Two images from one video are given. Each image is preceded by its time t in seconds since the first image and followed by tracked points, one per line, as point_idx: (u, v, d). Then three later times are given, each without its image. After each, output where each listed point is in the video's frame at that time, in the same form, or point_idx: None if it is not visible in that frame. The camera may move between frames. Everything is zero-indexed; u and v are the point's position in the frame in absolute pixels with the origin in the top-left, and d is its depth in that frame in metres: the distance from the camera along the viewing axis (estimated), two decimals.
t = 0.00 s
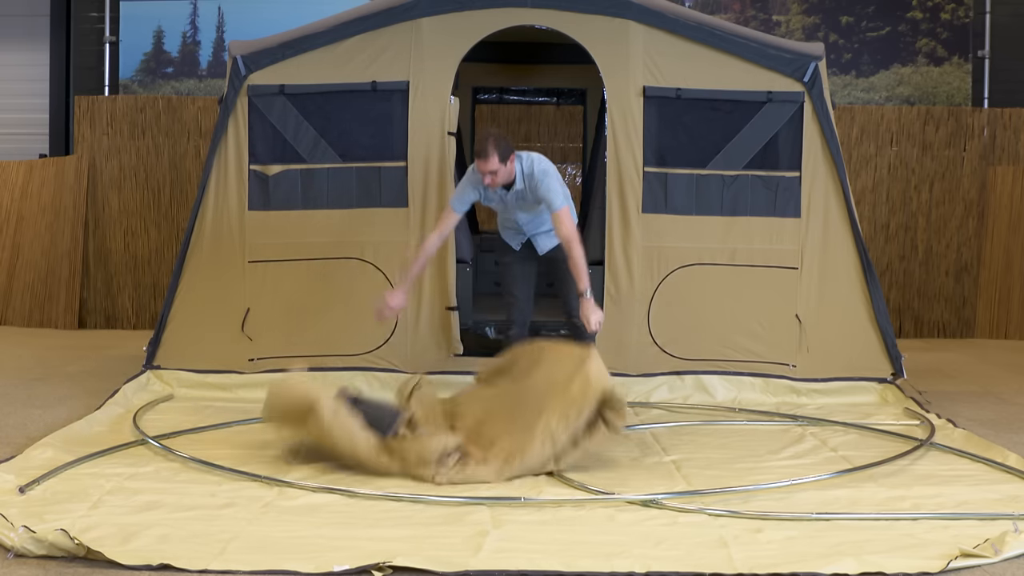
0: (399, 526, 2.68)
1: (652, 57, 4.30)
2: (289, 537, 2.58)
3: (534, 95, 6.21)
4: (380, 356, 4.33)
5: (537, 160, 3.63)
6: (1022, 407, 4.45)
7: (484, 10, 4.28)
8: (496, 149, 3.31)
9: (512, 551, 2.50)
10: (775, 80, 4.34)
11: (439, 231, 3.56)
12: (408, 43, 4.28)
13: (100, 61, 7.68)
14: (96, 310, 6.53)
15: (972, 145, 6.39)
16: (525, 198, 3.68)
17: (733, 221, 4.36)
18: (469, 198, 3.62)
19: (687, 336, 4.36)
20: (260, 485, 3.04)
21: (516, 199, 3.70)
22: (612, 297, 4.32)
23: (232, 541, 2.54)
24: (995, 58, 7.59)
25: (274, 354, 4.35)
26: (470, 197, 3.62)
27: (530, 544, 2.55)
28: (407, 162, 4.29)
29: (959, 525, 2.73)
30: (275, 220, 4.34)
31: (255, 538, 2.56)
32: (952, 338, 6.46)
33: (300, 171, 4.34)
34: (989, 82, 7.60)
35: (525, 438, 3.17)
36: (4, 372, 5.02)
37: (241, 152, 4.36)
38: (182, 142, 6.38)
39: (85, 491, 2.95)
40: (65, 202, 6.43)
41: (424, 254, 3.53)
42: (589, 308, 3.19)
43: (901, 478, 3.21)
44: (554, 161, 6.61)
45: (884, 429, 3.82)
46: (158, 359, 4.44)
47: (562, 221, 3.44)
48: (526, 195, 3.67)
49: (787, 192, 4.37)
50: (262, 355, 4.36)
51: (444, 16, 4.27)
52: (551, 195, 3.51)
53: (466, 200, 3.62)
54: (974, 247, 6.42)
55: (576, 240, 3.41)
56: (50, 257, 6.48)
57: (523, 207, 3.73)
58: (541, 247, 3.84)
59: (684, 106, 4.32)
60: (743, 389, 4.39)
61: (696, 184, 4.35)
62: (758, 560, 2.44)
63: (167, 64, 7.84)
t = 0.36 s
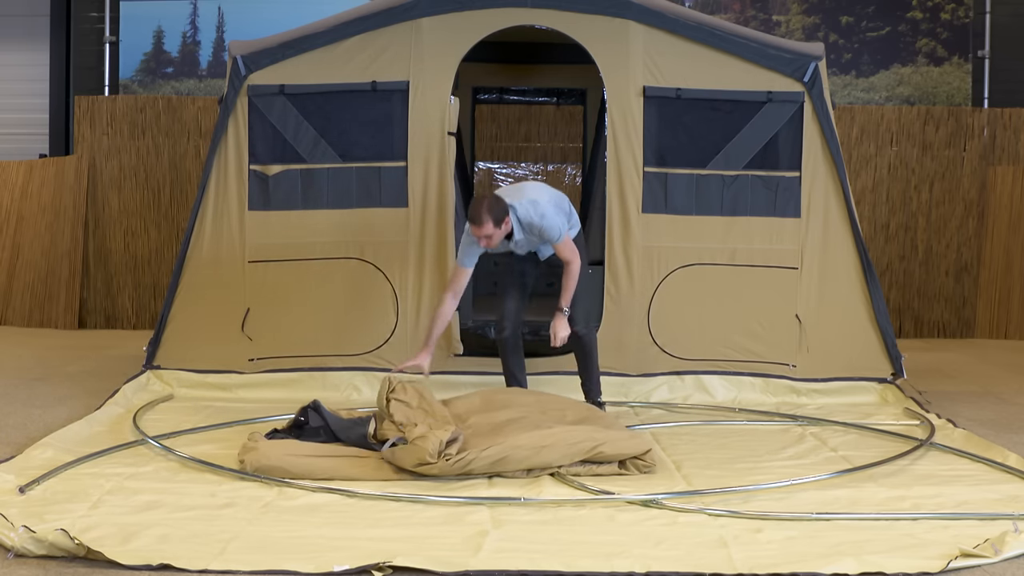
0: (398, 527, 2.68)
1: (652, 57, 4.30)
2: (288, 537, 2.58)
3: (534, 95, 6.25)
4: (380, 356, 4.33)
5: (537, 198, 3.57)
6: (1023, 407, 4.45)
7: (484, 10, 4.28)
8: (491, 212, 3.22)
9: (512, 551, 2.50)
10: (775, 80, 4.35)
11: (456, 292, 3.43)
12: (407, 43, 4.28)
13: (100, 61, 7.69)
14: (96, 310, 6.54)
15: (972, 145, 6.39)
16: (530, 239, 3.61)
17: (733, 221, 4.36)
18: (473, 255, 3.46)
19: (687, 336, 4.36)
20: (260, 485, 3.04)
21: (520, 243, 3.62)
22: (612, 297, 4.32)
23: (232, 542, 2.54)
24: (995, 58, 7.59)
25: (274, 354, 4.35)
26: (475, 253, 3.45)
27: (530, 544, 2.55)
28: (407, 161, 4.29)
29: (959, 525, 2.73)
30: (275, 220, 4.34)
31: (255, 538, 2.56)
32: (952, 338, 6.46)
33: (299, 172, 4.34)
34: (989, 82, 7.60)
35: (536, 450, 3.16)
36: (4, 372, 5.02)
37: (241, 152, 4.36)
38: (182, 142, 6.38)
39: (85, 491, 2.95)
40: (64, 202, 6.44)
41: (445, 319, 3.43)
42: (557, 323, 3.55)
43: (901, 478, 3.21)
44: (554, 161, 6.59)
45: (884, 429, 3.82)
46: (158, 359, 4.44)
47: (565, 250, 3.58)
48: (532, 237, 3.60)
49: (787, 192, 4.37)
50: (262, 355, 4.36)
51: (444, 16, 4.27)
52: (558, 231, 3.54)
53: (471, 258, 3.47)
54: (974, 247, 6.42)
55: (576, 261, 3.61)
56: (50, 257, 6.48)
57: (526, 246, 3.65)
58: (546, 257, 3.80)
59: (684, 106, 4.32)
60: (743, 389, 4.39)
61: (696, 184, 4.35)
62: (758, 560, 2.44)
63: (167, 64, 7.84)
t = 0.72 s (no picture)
0: (398, 526, 2.68)
1: (652, 57, 4.30)
2: (288, 537, 2.58)
3: (535, 95, 6.24)
4: (380, 356, 4.33)
5: (546, 203, 3.58)
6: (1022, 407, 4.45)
7: (484, 9, 4.28)
8: (513, 223, 3.20)
9: (512, 551, 2.50)
10: (775, 80, 4.35)
11: (462, 305, 3.38)
12: (407, 43, 4.28)
13: (101, 61, 7.69)
14: (96, 310, 6.54)
15: (972, 145, 6.39)
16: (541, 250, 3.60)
17: (733, 221, 4.36)
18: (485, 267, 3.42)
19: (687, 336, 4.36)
20: (260, 485, 3.04)
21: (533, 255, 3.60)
22: (612, 297, 4.32)
23: (232, 541, 2.54)
24: (995, 58, 7.60)
25: (274, 354, 4.35)
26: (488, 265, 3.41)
27: (530, 544, 2.55)
28: (407, 161, 4.29)
29: (959, 525, 2.73)
30: (275, 220, 4.34)
31: (255, 538, 2.56)
32: (951, 338, 6.46)
33: (299, 172, 4.34)
34: (989, 82, 7.61)
35: (536, 450, 3.16)
36: (4, 371, 5.02)
37: (241, 152, 4.36)
38: (182, 142, 6.38)
39: (85, 491, 2.95)
40: (64, 202, 6.43)
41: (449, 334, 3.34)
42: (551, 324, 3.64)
43: (901, 478, 3.21)
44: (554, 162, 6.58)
45: (884, 429, 3.82)
46: (158, 359, 4.44)
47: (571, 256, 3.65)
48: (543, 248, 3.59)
49: (787, 192, 4.37)
50: (262, 355, 4.36)
51: (444, 16, 4.27)
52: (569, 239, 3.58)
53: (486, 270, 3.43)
54: (974, 247, 6.42)
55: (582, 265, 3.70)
56: (50, 257, 6.48)
57: (535, 257, 3.63)
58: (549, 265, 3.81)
59: (684, 106, 4.32)
60: (743, 389, 4.39)
61: (696, 184, 4.35)
62: (758, 560, 2.44)
63: (167, 64, 7.84)
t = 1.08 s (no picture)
0: (398, 527, 2.68)
1: (652, 57, 4.30)
2: (288, 537, 2.58)
3: (534, 95, 6.24)
4: (380, 356, 4.33)
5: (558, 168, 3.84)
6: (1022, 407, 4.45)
7: (484, 9, 4.28)
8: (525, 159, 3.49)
9: (512, 551, 2.50)
10: (775, 80, 4.35)
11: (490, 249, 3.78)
12: (407, 43, 4.28)
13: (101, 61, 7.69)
14: (96, 310, 6.54)
15: (972, 144, 6.39)
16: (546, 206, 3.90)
17: (733, 221, 4.36)
18: (494, 207, 3.84)
19: (687, 336, 4.36)
20: (260, 485, 3.04)
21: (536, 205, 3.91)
22: (612, 298, 4.32)
23: (232, 541, 2.54)
24: (995, 58, 7.60)
25: (274, 353, 4.35)
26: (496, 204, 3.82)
27: (530, 544, 2.55)
28: (407, 161, 4.29)
29: (959, 525, 2.73)
30: (275, 220, 4.34)
31: (255, 538, 2.56)
32: (951, 338, 6.46)
33: (299, 172, 4.34)
34: (989, 82, 7.60)
35: (536, 449, 3.14)
36: (4, 371, 5.02)
37: (241, 152, 4.36)
38: (182, 142, 6.38)
39: (85, 491, 2.95)
40: (65, 202, 6.43)
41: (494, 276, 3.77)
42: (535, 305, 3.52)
43: (901, 478, 3.21)
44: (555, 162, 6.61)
45: (884, 429, 3.82)
46: (158, 359, 4.44)
47: (563, 229, 3.73)
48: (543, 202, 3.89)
49: (787, 192, 4.37)
50: (262, 355, 4.36)
51: (444, 16, 4.27)
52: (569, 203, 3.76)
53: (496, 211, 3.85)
54: (974, 247, 6.42)
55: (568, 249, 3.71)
56: (50, 257, 6.48)
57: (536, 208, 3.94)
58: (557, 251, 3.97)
59: (684, 106, 4.32)
60: (743, 389, 4.39)
61: (696, 184, 4.35)
62: (758, 560, 2.44)
63: (167, 64, 7.84)
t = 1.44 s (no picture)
0: (398, 526, 2.68)
1: (652, 57, 4.30)
2: (288, 537, 2.58)
3: (535, 95, 6.24)
4: (380, 356, 4.33)
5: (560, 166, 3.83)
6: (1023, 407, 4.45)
7: (484, 10, 4.28)
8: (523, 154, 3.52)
9: (512, 551, 2.50)
10: (775, 80, 4.34)
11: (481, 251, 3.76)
12: (407, 43, 4.28)
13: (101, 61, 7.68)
14: (96, 310, 6.54)
15: (972, 145, 6.39)
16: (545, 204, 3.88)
17: (733, 221, 4.36)
18: (492, 207, 3.82)
19: (687, 336, 4.36)
20: (260, 485, 3.05)
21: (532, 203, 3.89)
22: (612, 298, 4.32)
23: (232, 541, 2.54)
24: (995, 58, 7.60)
25: (274, 353, 4.35)
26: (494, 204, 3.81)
27: (530, 544, 2.55)
28: (407, 161, 4.29)
29: (959, 525, 2.73)
30: (275, 220, 4.34)
31: (255, 538, 2.56)
32: (952, 338, 6.46)
33: (299, 172, 4.34)
34: (989, 82, 7.60)
35: (536, 440, 3.15)
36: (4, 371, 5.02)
37: (241, 152, 4.36)
38: (182, 142, 6.38)
39: (85, 491, 2.95)
40: (65, 202, 6.44)
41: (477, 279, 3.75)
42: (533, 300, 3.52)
43: (901, 477, 3.21)
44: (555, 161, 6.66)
45: (884, 428, 3.82)
46: (158, 359, 4.44)
47: (563, 226, 3.73)
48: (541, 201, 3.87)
49: (787, 192, 4.37)
50: (262, 355, 4.36)
51: (444, 16, 4.27)
52: (567, 201, 3.76)
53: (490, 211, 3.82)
54: (974, 247, 6.42)
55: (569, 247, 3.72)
56: (50, 257, 6.48)
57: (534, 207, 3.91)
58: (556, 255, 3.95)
59: (684, 106, 4.32)
60: (743, 389, 4.39)
61: (696, 184, 4.35)
62: (758, 560, 2.44)
63: (167, 64, 7.84)
